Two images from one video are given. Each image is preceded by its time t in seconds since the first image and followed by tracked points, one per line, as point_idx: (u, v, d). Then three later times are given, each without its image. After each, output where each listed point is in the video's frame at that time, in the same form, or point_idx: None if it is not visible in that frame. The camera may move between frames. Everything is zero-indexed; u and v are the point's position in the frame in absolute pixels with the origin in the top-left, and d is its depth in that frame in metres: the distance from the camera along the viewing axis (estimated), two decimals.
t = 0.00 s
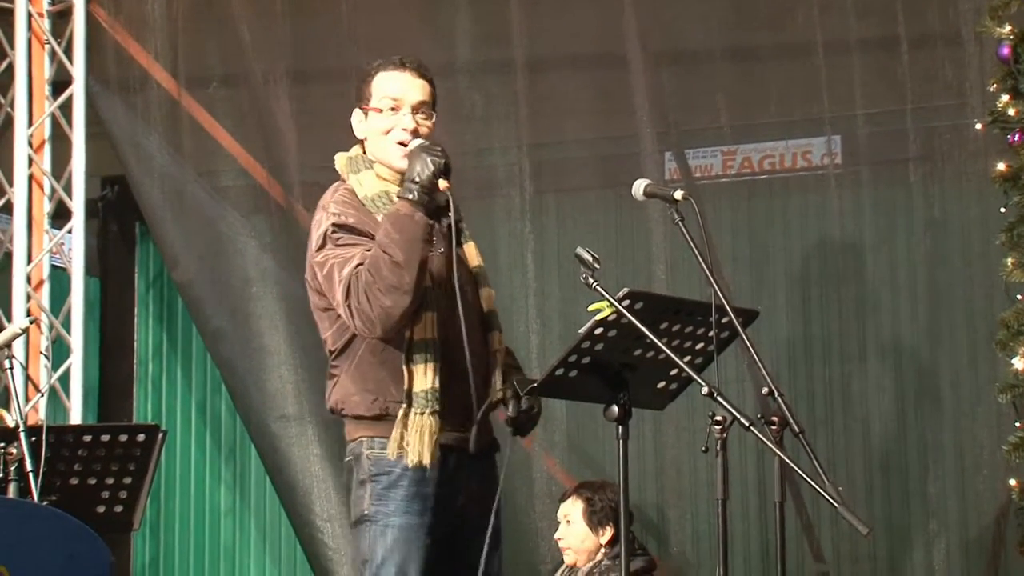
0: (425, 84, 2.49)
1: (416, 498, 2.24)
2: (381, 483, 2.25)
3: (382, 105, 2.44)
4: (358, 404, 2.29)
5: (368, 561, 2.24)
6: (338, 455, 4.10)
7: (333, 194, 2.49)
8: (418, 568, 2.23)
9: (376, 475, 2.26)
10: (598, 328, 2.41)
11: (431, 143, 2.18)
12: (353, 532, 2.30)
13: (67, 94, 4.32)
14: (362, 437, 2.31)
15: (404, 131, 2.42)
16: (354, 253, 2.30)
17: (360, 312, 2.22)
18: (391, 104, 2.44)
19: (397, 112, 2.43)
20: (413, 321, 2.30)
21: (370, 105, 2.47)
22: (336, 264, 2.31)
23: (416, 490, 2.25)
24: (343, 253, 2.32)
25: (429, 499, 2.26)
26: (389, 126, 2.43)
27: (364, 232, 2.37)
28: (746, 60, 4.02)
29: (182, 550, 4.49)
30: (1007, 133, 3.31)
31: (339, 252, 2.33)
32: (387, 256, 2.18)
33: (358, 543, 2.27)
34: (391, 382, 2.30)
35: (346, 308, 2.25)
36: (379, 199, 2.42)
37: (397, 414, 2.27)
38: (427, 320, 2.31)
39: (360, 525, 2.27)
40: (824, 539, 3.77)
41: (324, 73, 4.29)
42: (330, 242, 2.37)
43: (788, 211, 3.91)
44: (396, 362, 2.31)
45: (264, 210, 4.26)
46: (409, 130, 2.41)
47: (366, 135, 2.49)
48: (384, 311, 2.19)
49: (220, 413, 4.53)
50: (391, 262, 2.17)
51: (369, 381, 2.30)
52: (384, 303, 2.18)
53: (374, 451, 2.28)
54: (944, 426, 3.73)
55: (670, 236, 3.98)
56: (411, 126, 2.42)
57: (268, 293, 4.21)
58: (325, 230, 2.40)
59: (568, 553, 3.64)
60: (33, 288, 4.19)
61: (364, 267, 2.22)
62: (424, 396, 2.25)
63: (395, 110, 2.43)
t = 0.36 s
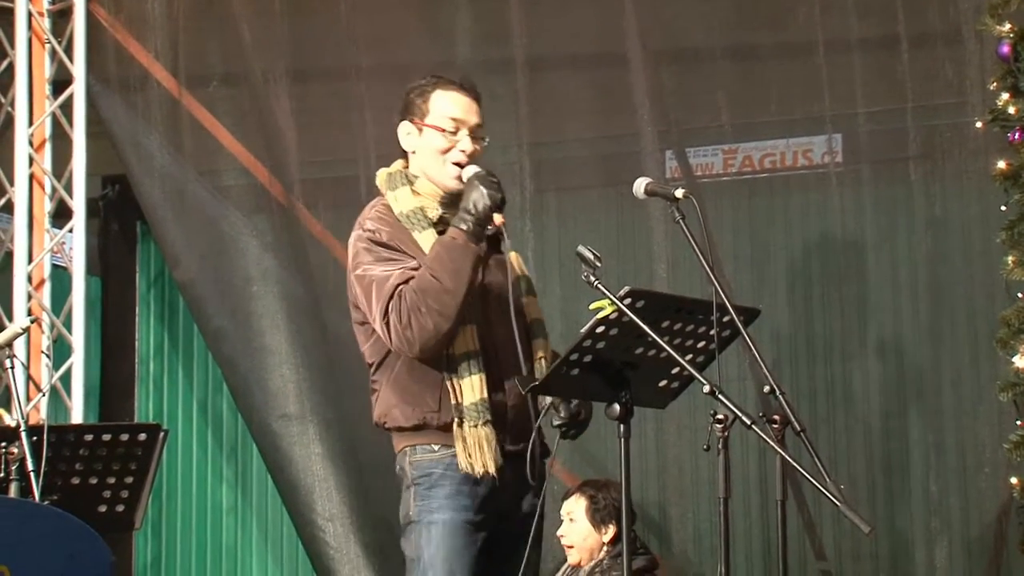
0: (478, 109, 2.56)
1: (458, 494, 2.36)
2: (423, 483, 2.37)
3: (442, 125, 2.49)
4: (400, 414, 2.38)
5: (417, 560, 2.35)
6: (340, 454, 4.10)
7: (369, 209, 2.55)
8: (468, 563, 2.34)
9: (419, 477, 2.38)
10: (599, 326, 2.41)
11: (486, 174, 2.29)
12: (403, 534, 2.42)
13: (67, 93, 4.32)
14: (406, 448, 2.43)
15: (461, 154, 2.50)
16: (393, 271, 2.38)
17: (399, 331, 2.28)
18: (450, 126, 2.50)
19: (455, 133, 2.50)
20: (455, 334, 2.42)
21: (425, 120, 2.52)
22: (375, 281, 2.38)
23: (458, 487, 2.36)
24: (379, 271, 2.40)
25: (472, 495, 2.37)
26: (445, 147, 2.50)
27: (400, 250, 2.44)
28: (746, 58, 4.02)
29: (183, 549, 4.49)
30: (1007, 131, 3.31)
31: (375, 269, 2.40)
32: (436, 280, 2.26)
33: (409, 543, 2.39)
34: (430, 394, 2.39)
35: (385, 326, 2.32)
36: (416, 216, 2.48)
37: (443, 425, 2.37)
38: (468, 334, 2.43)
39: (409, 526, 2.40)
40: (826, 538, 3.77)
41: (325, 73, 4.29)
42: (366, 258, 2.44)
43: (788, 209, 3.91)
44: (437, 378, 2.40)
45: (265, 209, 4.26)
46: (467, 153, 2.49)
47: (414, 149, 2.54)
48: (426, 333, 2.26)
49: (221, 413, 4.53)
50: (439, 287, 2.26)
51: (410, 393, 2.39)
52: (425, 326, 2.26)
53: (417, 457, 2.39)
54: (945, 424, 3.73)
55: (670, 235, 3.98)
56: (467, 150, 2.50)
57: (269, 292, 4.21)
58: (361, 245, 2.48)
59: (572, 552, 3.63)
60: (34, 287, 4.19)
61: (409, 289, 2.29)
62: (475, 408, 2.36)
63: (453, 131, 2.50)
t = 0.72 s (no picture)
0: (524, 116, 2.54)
1: (447, 488, 2.36)
2: (414, 478, 2.39)
3: (488, 126, 2.48)
4: (395, 397, 2.42)
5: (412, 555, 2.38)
6: (340, 452, 4.10)
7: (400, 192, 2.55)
8: (463, 555, 2.35)
9: (410, 472, 2.40)
10: (599, 324, 2.41)
11: (531, 188, 2.30)
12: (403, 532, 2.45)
13: (67, 91, 4.32)
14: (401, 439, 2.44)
15: (502, 157, 2.48)
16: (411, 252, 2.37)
17: (409, 310, 2.27)
18: (496, 128, 2.48)
19: (500, 138, 2.48)
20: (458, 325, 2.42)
21: (472, 120, 2.50)
22: (392, 257, 2.37)
23: (447, 481, 2.36)
24: (397, 248, 2.39)
25: (462, 488, 2.37)
26: (486, 148, 2.48)
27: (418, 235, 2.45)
28: (745, 57, 4.02)
29: (183, 547, 4.49)
30: (1007, 128, 3.31)
31: (392, 245, 2.40)
32: (459, 276, 2.27)
33: (406, 539, 2.41)
34: (426, 380, 2.41)
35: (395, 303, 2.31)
36: (442, 207, 2.47)
37: (432, 412, 2.39)
38: (471, 325, 2.42)
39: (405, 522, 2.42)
40: (826, 535, 3.77)
41: (325, 71, 4.30)
42: (386, 233, 2.44)
43: (788, 207, 3.91)
44: (434, 363, 2.41)
45: (265, 208, 4.26)
46: (508, 159, 2.48)
47: (456, 144, 2.52)
48: (435, 321, 2.27)
49: (221, 412, 4.53)
50: (460, 282, 2.27)
51: (408, 377, 2.41)
52: (437, 316, 2.26)
53: (409, 450, 2.41)
54: (946, 421, 3.73)
55: (670, 232, 3.98)
56: (510, 156, 2.48)
57: (269, 290, 4.21)
58: (383, 220, 2.48)
59: (573, 547, 3.65)
60: (34, 285, 4.19)
61: (427, 274, 2.30)
62: (465, 399, 2.36)
63: (498, 134, 2.48)
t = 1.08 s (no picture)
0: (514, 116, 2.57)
1: (432, 495, 2.35)
2: (398, 483, 2.37)
3: (483, 124, 2.49)
4: (378, 393, 2.41)
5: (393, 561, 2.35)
6: (340, 453, 4.10)
7: (384, 182, 2.55)
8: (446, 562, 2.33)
9: (393, 476, 2.38)
10: (599, 324, 2.41)
11: (522, 183, 2.36)
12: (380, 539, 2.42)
13: (67, 92, 4.32)
14: (380, 439, 2.42)
15: (493, 156, 2.51)
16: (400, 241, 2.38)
17: (398, 298, 2.28)
18: (489, 126, 2.50)
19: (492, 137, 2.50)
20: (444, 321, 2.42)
21: (465, 116, 2.51)
22: (380, 245, 2.38)
23: (432, 487, 2.35)
24: (384, 237, 2.39)
25: (447, 495, 2.36)
26: (478, 146, 2.49)
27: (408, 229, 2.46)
28: (745, 57, 4.02)
29: (183, 549, 4.48)
30: (1007, 129, 3.31)
31: (380, 234, 2.40)
32: (451, 266, 2.30)
33: (385, 545, 2.38)
34: (410, 375, 2.41)
35: (384, 291, 2.31)
36: (429, 201, 2.48)
37: (416, 410, 2.38)
38: (456, 321, 2.44)
39: (384, 527, 2.39)
40: (826, 536, 3.77)
41: (324, 72, 4.29)
42: (373, 222, 2.44)
43: (788, 206, 3.91)
44: (419, 356, 2.41)
45: (265, 209, 4.26)
46: (499, 159, 2.51)
47: (446, 139, 2.53)
48: (425, 310, 2.28)
49: (221, 413, 4.53)
50: (451, 272, 2.30)
51: (393, 370, 2.41)
52: (426, 305, 2.27)
53: (392, 452, 2.39)
54: (946, 422, 3.73)
55: (670, 233, 3.98)
56: (500, 156, 2.51)
57: (269, 291, 4.21)
58: (370, 208, 2.48)
59: (574, 546, 3.65)
60: (34, 286, 4.19)
61: (418, 263, 2.31)
62: (455, 396, 2.36)
63: (491, 133, 2.50)
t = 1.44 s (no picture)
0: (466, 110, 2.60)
1: (421, 496, 2.36)
2: (386, 485, 2.36)
3: (435, 122, 2.52)
4: (358, 399, 2.38)
5: (383, 564, 2.34)
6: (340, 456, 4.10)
7: (348, 188, 2.54)
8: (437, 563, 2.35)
9: (380, 478, 2.36)
10: (598, 327, 2.42)
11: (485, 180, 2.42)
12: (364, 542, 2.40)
13: (66, 95, 4.32)
14: (362, 441, 2.40)
15: (450, 152, 2.53)
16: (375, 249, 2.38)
17: (381, 308, 2.27)
18: (442, 123, 2.52)
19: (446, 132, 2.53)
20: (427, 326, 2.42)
21: (416, 116, 2.54)
22: (355, 256, 2.37)
23: (421, 488, 2.36)
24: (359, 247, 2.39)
25: (434, 496, 2.37)
26: (433, 144, 2.52)
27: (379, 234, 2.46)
28: (743, 58, 4.01)
29: (182, 552, 4.48)
30: (1006, 130, 3.31)
31: (354, 244, 2.39)
32: (429, 268, 2.31)
33: (371, 548, 2.37)
34: (394, 378, 2.39)
35: (365, 302, 2.31)
36: (399, 203, 2.50)
37: (403, 411, 2.37)
38: (437, 325, 2.44)
39: (369, 530, 2.37)
40: (826, 537, 3.76)
41: (322, 75, 4.29)
42: (344, 232, 2.42)
43: (787, 207, 3.91)
44: (402, 361, 2.40)
45: (264, 211, 4.26)
46: (457, 154, 2.53)
47: (401, 141, 2.56)
48: (409, 315, 2.29)
49: (221, 415, 4.53)
50: (430, 275, 2.31)
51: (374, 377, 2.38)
52: (410, 310, 2.28)
53: (377, 452, 2.37)
54: (946, 423, 3.73)
55: (668, 234, 3.97)
56: (458, 151, 2.54)
57: (268, 293, 4.21)
58: (340, 219, 2.45)
59: (573, 548, 3.65)
60: (33, 289, 4.19)
61: (397, 269, 2.31)
62: (441, 396, 2.37)
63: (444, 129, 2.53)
